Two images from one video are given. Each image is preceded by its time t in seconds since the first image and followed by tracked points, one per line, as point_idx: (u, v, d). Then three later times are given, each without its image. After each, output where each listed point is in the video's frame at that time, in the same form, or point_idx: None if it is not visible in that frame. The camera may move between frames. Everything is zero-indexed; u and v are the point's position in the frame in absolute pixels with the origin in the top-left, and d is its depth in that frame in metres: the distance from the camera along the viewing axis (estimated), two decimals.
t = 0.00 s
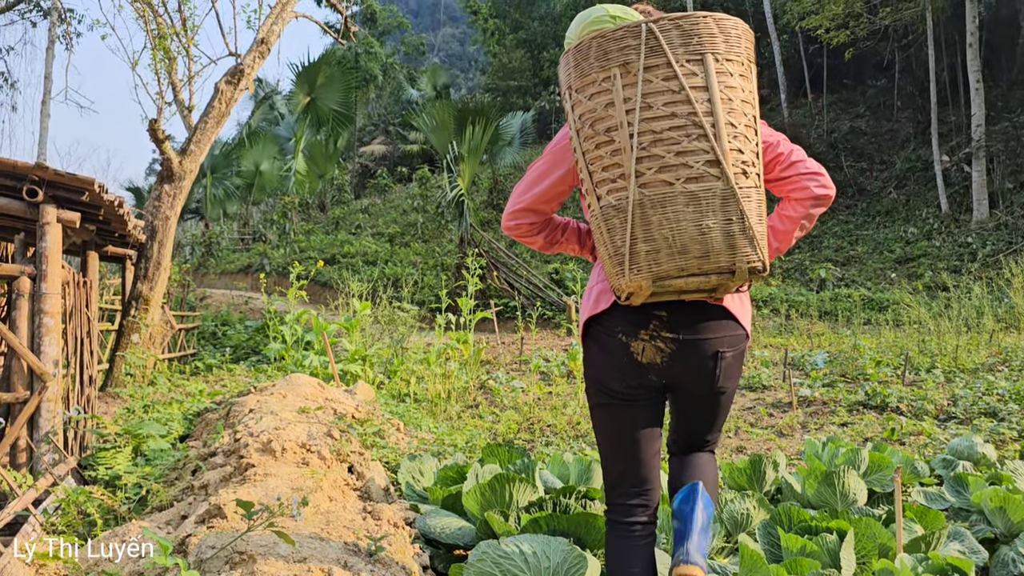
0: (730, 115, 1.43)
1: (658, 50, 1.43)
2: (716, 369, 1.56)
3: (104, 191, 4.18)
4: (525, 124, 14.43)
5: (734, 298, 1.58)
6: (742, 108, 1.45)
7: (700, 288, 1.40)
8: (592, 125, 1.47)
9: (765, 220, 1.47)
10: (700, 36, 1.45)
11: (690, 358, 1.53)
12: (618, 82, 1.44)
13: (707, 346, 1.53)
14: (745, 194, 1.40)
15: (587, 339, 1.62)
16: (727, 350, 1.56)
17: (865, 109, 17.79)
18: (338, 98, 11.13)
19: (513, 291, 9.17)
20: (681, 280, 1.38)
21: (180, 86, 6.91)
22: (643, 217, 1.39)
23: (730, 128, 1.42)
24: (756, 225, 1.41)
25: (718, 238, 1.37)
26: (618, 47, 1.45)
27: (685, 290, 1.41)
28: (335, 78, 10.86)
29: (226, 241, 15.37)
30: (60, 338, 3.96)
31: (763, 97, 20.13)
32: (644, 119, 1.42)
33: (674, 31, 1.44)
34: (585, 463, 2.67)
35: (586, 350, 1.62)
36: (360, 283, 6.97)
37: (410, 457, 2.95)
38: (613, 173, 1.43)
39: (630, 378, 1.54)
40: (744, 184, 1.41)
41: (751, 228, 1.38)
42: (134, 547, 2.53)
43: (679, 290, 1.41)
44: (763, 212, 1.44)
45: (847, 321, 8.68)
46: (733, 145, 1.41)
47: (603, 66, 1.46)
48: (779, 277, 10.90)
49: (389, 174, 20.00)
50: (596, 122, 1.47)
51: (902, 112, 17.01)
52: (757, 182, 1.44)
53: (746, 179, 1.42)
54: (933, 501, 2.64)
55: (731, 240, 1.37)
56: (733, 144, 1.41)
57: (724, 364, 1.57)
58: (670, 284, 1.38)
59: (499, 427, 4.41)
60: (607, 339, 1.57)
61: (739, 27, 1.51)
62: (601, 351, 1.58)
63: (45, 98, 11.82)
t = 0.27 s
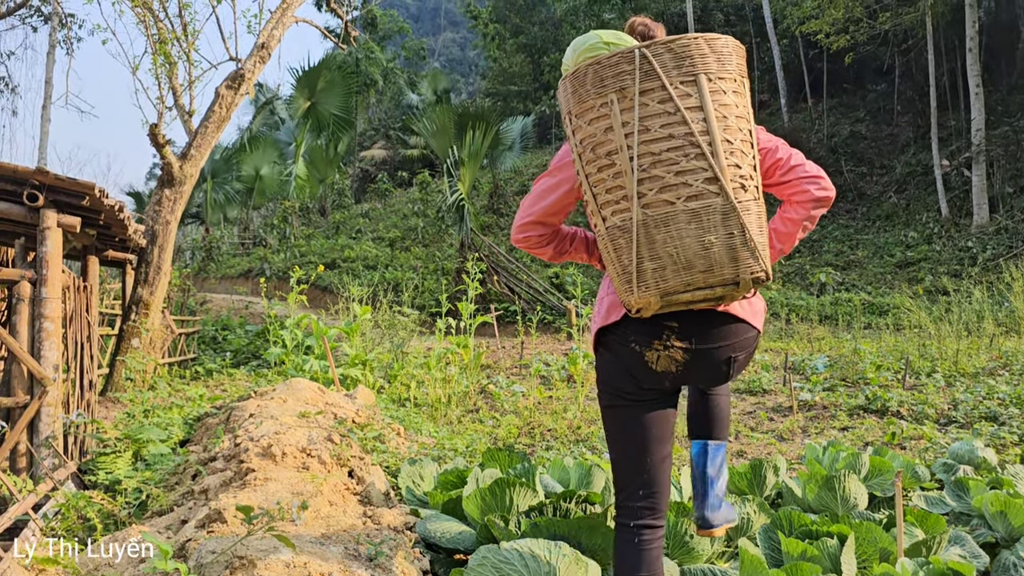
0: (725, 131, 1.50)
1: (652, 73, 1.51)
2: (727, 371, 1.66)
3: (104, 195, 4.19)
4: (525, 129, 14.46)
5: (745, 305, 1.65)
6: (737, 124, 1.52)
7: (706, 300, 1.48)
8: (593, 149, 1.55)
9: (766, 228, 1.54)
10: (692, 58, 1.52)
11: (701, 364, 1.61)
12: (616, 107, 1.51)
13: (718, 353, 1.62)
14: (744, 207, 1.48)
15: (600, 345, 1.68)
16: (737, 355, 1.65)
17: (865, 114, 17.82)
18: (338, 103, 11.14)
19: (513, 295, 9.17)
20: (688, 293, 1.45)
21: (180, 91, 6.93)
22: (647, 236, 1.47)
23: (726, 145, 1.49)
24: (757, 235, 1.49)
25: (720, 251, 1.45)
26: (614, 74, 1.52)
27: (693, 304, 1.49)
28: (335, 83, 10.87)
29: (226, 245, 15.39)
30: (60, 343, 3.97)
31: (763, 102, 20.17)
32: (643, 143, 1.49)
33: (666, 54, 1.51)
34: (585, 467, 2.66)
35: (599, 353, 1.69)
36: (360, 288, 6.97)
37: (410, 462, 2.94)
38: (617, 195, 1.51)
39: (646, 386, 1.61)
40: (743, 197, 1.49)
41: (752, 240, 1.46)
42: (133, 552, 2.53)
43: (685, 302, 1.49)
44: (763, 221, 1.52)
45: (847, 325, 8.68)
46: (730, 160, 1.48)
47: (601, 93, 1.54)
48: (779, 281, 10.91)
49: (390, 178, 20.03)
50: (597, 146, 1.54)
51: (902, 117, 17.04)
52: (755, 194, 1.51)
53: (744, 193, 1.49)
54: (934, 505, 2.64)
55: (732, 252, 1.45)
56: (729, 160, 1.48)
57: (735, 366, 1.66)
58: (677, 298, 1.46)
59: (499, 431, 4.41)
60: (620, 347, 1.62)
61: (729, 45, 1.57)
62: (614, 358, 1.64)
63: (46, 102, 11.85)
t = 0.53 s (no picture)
0: (735, 180, 1.59)
1: (668, 125, 1.60)
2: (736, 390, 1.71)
3: (104, 198, 4.18)
4: (525, 132, 14.49)
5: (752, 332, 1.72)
6: (747, 172, 1.62)
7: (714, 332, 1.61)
8: (611, 191, 1.66)
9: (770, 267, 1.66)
10: (705, 110, 1.61)
11: (710, 384, 1.69)
12: (633, 156, 1.61)
13: (725, 371, 1.68)
14: (750, 250, 1.59)
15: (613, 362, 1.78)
16: (744, 375, 1.71)
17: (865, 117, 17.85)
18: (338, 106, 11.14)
19: (514, 298, 9.16)
20: (697, 327, 1.59)
21: (180, 94, 6.94)
22: (660, 274, 1.59)
23: (735, 192, 1.59)
24: (762, 276, 1.61)
25: (727, 291, 1.57)
26: (631, 124, 1.62)
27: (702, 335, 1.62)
28: (335, 86, 10.88)
29: (227, 248, 15.40)
30: (60, 346, 3.96)
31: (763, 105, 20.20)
32: (658, 190, 1.60)
33: (680, 107, 1.60)
34: (586, 470, 2.65)
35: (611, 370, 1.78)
36: (361, 291, 6.96)
37: (410, 465, 2.94)
38: (632, 236, 1.62)
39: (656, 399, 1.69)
40: (749, 241, 1.60)
41: (757, 281, 1.58)
42: (133, 557, 2.53)
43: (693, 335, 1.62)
44: (767, 262, 1.64)
45: (848, 328, 8.68)
46: (738, 207, 1.59)
47: (618, 141, 1.63)
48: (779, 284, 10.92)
49: (390, 181, 20.05)
50: (614, 189, 1.65)
51: (901, 119, 17.06)
52: (762, 237, 1.63)
53: (750, 236, 1.60)
54: (935, 508, 2.63)
55: (739, 291, 1.57)
56: (737, 207, 1.59)
57: (744, 384, 1.71)
58: (687, 332, 1.60)
59: (499, 434, 4.40)
60: (632, 366, 1.72)
61: (741, 94, 1.66)
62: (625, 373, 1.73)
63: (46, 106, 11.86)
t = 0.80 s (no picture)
0: (770, 220, 1.67)
1: (712, 167, 1.69)
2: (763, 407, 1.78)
3: (104, 201, 4.18)
4: (525, 134, 14.52)
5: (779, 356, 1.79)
6: (781, 216, 1.70)
7: (741, 354, 1.64)
8: (656, 221, 1.73)
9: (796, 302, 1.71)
10: (750, 157, 1.69)
11: (741, 403, 1.75)
12: (680, 191, 1.70)
13: (755, 388, 1.75)
14: (779, 280, 1.64)
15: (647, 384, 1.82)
16: (772, 399, 1.78)
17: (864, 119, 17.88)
18: (338, 108, 11.15)
19: (514, 300, 9.16)
20: (728, 345, 1.62)
21: (181, 97, 6.95)
22: (695, 293, 1.64)
23: (768, 230, 1.66)
24: (788, 305, 1.65)
25: (756, 314, 1.62)
26: (681, 162, 1.71)
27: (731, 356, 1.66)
28: (335, 88, 10.89)
29: (227, 251, 15.42)
30: (60, 349, 3.96)
31: (763, 107, 20.24)
32: (699, 221, 1.66)
33: (727, 153, 1.69)
34: (586, 473, 2.66)
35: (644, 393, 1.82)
36: (360, 293, 6.96)
37: (410, 467, 2.94)
38: (673, 260, 1.69)
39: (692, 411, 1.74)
40: (779, 273, 1.65)
41: (784, 307, 1.63)
42: (133, 559, 2.54)
43: (723, 355, 1.66)
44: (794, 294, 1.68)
45: (848, 330, 8.69)
46: (770, 244, 1.66)
47: (669, 179, 1.72)
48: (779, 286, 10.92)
49: (390, 184, 20.08)
50: (658, 219, 1.73)
51: (901, 122, 17.08)
52: (791, 274, 1.68)
53: (780, 270, 1.66)
54: (935, 510, 2.63)
55: (766, 315, 1.62)
56: (769, 243, 1.66)
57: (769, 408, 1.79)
58: (717, 348, 1.63)
59: (499, 437, 4.40)
60: (666, 385, 1.76)
61: (780, 153, 1.75)
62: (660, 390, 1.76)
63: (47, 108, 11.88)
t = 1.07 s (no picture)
0: (794, 183, 2.04)
1: (747, 134, 2.09)
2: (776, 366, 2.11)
3: (104, 203, 4.19)
4: (525, 136, 14.53)
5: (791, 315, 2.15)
6: (803, 181, 2.08)
7: (770, 294, 1.93)
8: (696, 182, 2.11)
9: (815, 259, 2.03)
10: (777, 131, 2.10)
11: (758, 354, 2.11)
12: (718, 154, 2.09)
13: (771, 344, 2.11)
14: (802, 233, 1.97)
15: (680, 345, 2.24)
16: (788, 352, 2.13)
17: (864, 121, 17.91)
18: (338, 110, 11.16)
19: (513, 302, 9.15)
20: (759, 284, 1.91)
21: (181, 99, 6.95)
22: (730, 240, 1.96)
23: (792, 192, 2.03)
24: (811, 254, 1.96)
25: (783, 257, 1.92)
26: (719, 132, 2.12)
27: (759, 305, 1.96)
28: (335, 90, 10.90)
29: (226, 252, 15.42)
30: (60, 350, 3.96)
31: (763, 109, 20.26)
32: (735, 178, 2.04)
33: (758, 125, 2.10)
34: (585, 474, 2.64)
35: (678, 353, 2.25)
36: (360, 295, 6.96)
37: (409, 469, 2.93)
38: (711, 211, 2.04)
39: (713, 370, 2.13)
40: (801, 227, 1.99)
41: (806, 253, 1.94)
42: (132, 560, 2.54)
43: (752, 297, 1.95)
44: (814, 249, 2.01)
45: (847, 331, 8.69)
46: (794, 202, 2.02)
47: (709, 144, 2.11)
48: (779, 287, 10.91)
49: (389, 185, 20.09)
50: (699, 180, 2.10)
51: (900, 123, 17.11)
52: (810, 230, 2.03)
53: (802, 227, 2.00)
54: (935, 512, 2.63)
55: (792, 260, 1.92)
56: (794, 202, 2.02)
57: (786, 361, 2.13)
58: (748, 287, 1.91)
59: (499, 438, 4.40)
60: (694, 346, 2.18)
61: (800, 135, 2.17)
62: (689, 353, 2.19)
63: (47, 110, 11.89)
